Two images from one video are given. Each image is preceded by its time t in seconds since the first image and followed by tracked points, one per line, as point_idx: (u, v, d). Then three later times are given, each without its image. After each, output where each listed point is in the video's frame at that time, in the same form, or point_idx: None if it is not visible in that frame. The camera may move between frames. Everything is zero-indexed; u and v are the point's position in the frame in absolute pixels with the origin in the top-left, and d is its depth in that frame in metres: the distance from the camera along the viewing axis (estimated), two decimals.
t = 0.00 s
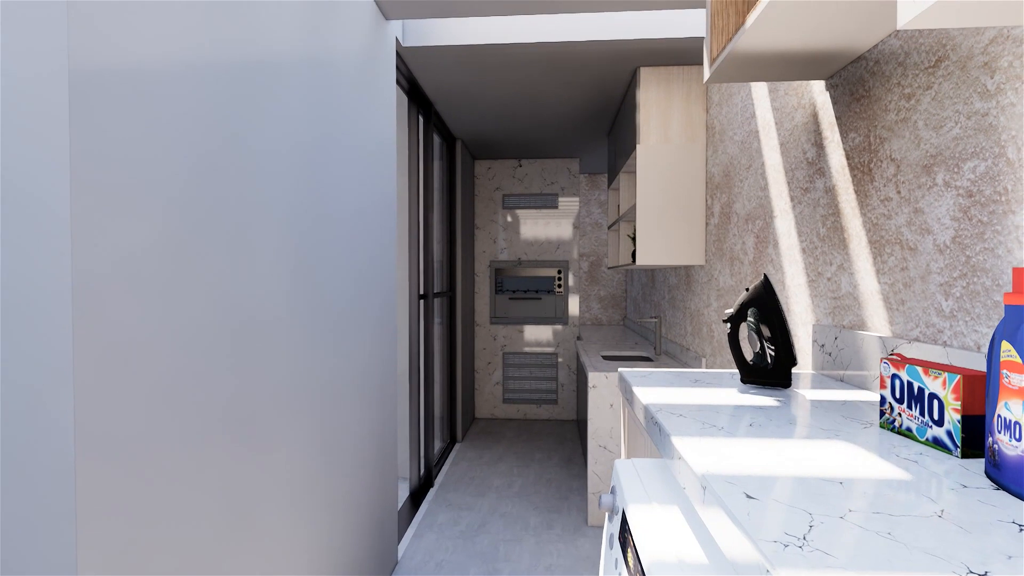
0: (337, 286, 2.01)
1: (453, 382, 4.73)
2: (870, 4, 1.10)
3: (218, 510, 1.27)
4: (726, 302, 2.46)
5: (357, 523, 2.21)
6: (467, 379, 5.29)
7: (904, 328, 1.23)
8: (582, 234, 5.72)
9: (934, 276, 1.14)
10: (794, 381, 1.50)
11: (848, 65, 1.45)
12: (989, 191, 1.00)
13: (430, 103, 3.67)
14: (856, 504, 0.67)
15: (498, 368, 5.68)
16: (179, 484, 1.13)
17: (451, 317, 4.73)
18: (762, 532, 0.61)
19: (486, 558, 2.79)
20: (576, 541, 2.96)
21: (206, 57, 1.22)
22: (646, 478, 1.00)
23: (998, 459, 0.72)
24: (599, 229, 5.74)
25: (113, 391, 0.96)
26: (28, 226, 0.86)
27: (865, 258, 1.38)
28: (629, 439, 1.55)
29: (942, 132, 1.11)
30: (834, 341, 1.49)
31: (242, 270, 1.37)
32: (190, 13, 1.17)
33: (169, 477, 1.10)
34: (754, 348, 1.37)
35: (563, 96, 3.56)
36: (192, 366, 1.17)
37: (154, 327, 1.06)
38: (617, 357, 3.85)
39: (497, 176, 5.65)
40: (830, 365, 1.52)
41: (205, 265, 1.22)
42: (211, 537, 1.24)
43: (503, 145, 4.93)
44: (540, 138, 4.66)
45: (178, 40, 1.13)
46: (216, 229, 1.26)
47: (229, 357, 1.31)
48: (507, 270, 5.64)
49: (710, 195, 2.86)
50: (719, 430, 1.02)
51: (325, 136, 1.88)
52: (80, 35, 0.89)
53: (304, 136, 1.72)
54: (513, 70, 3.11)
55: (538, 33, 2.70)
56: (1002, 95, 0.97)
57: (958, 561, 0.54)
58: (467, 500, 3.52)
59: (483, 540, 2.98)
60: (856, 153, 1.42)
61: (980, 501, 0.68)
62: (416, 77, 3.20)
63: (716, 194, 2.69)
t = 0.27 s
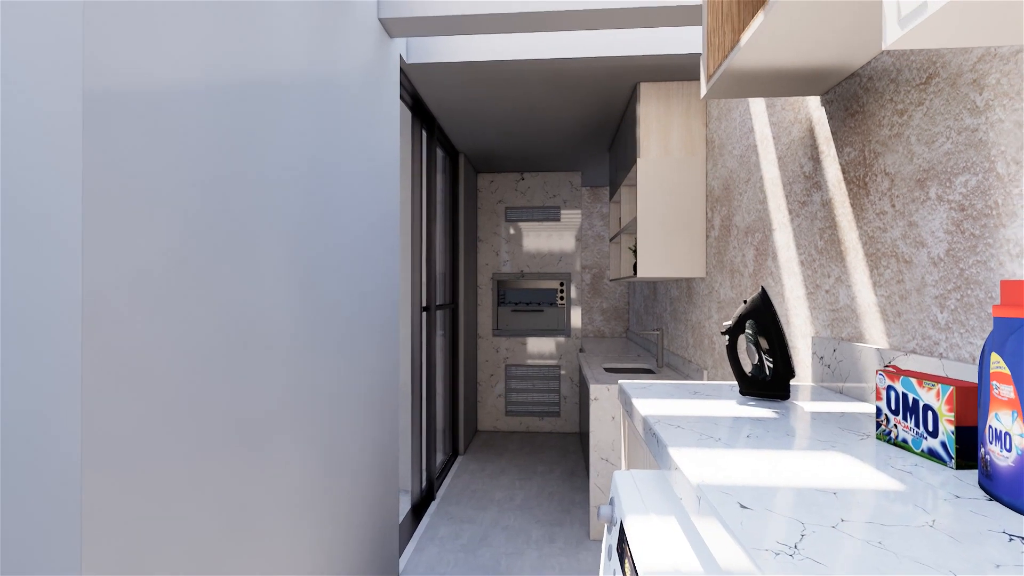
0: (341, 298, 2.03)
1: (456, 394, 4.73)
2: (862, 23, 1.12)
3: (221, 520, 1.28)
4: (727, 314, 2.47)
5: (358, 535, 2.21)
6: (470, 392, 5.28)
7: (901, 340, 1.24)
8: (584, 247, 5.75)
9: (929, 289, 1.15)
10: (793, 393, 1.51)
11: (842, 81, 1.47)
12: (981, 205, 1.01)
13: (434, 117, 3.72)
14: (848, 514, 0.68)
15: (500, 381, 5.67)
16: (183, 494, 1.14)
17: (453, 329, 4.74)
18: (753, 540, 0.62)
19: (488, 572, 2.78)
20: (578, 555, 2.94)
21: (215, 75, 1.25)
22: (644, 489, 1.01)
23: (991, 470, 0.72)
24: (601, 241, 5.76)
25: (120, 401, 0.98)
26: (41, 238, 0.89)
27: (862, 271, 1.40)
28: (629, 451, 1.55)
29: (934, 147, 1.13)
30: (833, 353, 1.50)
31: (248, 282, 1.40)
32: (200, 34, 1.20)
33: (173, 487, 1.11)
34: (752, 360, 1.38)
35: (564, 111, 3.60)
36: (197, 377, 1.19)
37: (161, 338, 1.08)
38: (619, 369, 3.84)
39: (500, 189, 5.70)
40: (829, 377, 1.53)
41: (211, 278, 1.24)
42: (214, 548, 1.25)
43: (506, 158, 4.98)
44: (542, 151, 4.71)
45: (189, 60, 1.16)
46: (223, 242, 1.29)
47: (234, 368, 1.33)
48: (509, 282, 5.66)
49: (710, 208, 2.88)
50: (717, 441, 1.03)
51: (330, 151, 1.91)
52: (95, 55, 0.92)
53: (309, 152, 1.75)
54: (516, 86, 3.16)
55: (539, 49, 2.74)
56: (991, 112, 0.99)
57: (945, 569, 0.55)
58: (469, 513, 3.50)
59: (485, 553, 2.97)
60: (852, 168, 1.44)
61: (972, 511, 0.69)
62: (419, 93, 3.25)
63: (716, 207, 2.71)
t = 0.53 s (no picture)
0: (343, 311, 2.05)
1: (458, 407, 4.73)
2: (853, 43, 1.15)
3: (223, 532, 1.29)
4: (727, 327, 2.48)
5: (359, 549, 2.20)
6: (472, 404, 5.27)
7: (897, 353, 1.25)
8: (586, 260, 5.77)
9: (924, 302, 1.16)
10: (792, 405, 1.52)
11: (836, 97, 1.50)
12: (971, 219, 1.03)
13: (436, 132, 3.77)
14: (840, 524, 0.69)
15: (502, 393, 5.67)
16: (185, 504, 1.16)
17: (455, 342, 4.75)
18: (746, 549, 0.63)
19: None
20: (580, 570, 2.92)
21: (222, 93, 1.29)
22: (642, 500, 1.02)
23: (982, 481, 0.73)
24: (603, 254, 5.79)
25: (125, 411, 1.00)
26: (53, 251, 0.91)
27: (859, 284, 1.41)
28: (629, 464, 1.55)
29: (926, 162, 1.15)
30: (831, 365, 1.51)
31: (252, 295, 1.42)
32: (209, 54, 1.24)
33: (176, 497, 1.12)
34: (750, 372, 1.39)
35: (565, 126, 3.65)
36: (201, 388, 1.21)
37: (167, 349, 1.10)
38: (621, 382, 3.84)
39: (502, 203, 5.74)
40: (828, 389, 1.53)
41: (217, 291, 1.26)
42: (215, 559, 1.25)
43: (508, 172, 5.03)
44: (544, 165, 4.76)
45: (197, 78, 1.20)
46: (228, 256, 1.31)
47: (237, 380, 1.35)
48: (511, 295, 5.68)
49: (710, 221, 2.90)
50: (714, 453, 1.04)
51: (334, 166, 1.95)
52: (108, 75, 0.96)
53: (314, 167, 1.79)
54: (517, 101, 3.21)
55: (540, 66, 2.79)
56: (979, 129, 1.01)
57: None
58: (470, 527, 3.48)
59: (486, 568, 2.95)
60: (847, 182, 1.47)
61: (963, 522, 0.70)
62: (422, 108, 3.31)
63: (716, 221, 2.73)
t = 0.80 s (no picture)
0: (346, 323, 2.07)
1: (459, 420, 4.72)
2: (844, 61, 1.18)
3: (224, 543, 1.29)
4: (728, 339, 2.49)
5: (359, 563, 2.19)
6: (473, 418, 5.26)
7: (894, 366, 1.26)
8: (587, 273, 5.79)
9: (919, 315, 1.17)
10: (791, 418, 1.52)
11: (830, 114, 1.53)
12: (963, 233, 1.05)
13: (439, 147, 3.82)
14: (832, 535, 0.70)
15: (504, 406, 5.66)
16: (187, 515, 1.16)
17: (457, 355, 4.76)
18: (739, 559, 0.64)
19: None
20: None
21: (229, 110, 1.32)
22: (639, 513, 1.03)
23: (974, 492, 0.74)
24: (604, 267, 5.81)
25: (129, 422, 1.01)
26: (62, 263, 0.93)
27: (855, 297, 1.42)
28: (629, 476, 1.56)
29: (918, 177, 1.17)
30: (830, 378, 1.51)
31: (256, 307, 1.44)
32: (217, 72, 1.28)
33: (178, 508, 1.13)
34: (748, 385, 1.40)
35: (566, 141, 3.70)
36: (204, 399, 1.22)
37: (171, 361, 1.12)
38: (622, 395, 3.83)
39: (504, 216, 5.78)
40: (826, 402, 1.54)
41: (222, 303, 1.28)
42: (216, 570, 1.26)
43: (509, 186, 5.07)
44: (545, 179, 4.80)
45: (205, 96, 1.23)
46: (233, 270, 1.34)
47: (240, 391, 1.36)
48: (513, 308, 5.70)
49: (709, 235, 2.92)
50: (711, 465, 1.05)
51: (338, 181, 1.98)
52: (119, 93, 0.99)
53: (318, 182, 1.82)
54: (519, 117, 3.25)
55: (541, 82, 2.84)
56: (968, 145, 1.03)
57: None
58: (471, 541, 3.46)
59: None
60: (842, 197, 1.49)
61: (955, 533, 0.71)
62: (425, 124, 3.36)
63: (715, 234, 2.76)
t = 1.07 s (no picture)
0: (349, 336, 2.09)
1: (461, 433, 4.71)
2: (836, 79, 1.21)
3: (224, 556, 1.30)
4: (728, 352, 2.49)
5: None
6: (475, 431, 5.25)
7: (891, 379, 1.26)
8: (589, 285, 5.80)
9: (914, 328, 1.18)
10: (790, 431, 1.52)
11: (825, 130, 1.55)
12: (954, 247, 1.06)
13: (441, 162, 3.87)
14: (825, 546, 0.71)
15: (506, 420, 5.64)
16: (188, 527, 1.17)
17: (459, 368, 4.76)
18: (733, 570, 0.65)
19: None
20: None
21: (235, 127, 1.35)
22: (638, 525, 1.03)
23: (967, 504, 0.75)
24: (606, 280, 5.83)
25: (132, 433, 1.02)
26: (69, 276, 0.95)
27: (852, 310, 1.43)
28: (629, 489, 1.56)
29: (910, 192, 1.19)
30: (828, 391, 1.52)
31: (259, 320, 1.46)
32: (224, 90, 1.31)
33: (180, 519, 1.14)
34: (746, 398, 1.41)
35: (567, 156, 3.74)
36: (207, 410, 1.23)
37: (175, 373, 1.13)
38: (624, 408, 3.83)
39: (506, 229, 5.82)
40: (826, 415, 1.54)
41: (226, 317, 1.30)
42: None
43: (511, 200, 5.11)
44: (547, 193, 4.84)
45: (212, 114, 1.26)
46: (238, 284, 1.36)
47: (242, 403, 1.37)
48: (515, 320, 5.71)
49: (709, 248, 2.94)
50: (708, 478, 1.05)
51: (341, 196, 2.01)
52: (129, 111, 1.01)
53: (322, 197, 1.85)
54: (520, 133, 3.30)
55: (542, 99, 2.88)
56: (958, 161, 1.05)
57: None
58: (472, 556, 3.44)
59: None
60: (837, 211, 1.51)
61: (948, 545, 0.71)
62: (428, 139, 3.40)
63: (715, 248, 2.77)
